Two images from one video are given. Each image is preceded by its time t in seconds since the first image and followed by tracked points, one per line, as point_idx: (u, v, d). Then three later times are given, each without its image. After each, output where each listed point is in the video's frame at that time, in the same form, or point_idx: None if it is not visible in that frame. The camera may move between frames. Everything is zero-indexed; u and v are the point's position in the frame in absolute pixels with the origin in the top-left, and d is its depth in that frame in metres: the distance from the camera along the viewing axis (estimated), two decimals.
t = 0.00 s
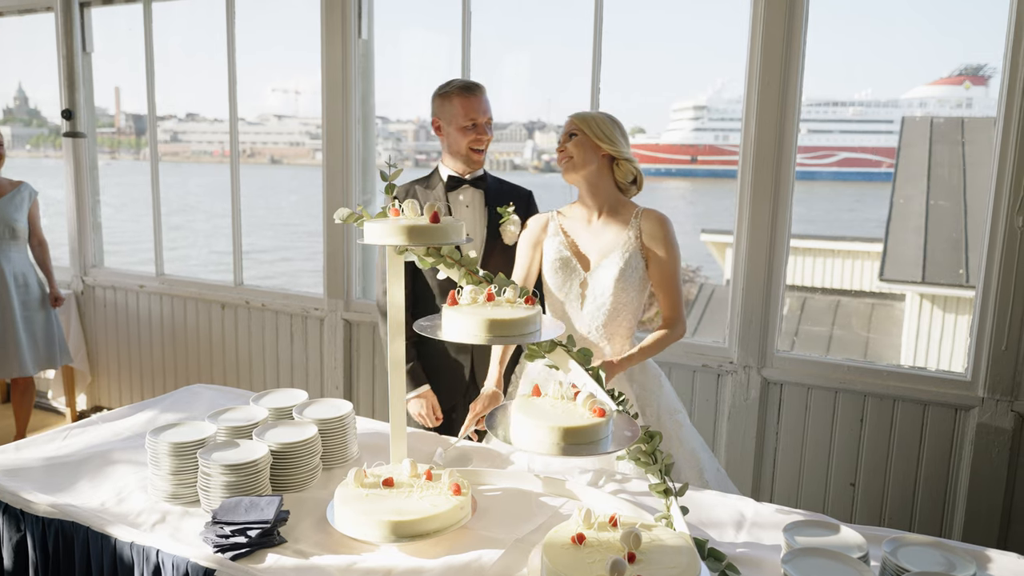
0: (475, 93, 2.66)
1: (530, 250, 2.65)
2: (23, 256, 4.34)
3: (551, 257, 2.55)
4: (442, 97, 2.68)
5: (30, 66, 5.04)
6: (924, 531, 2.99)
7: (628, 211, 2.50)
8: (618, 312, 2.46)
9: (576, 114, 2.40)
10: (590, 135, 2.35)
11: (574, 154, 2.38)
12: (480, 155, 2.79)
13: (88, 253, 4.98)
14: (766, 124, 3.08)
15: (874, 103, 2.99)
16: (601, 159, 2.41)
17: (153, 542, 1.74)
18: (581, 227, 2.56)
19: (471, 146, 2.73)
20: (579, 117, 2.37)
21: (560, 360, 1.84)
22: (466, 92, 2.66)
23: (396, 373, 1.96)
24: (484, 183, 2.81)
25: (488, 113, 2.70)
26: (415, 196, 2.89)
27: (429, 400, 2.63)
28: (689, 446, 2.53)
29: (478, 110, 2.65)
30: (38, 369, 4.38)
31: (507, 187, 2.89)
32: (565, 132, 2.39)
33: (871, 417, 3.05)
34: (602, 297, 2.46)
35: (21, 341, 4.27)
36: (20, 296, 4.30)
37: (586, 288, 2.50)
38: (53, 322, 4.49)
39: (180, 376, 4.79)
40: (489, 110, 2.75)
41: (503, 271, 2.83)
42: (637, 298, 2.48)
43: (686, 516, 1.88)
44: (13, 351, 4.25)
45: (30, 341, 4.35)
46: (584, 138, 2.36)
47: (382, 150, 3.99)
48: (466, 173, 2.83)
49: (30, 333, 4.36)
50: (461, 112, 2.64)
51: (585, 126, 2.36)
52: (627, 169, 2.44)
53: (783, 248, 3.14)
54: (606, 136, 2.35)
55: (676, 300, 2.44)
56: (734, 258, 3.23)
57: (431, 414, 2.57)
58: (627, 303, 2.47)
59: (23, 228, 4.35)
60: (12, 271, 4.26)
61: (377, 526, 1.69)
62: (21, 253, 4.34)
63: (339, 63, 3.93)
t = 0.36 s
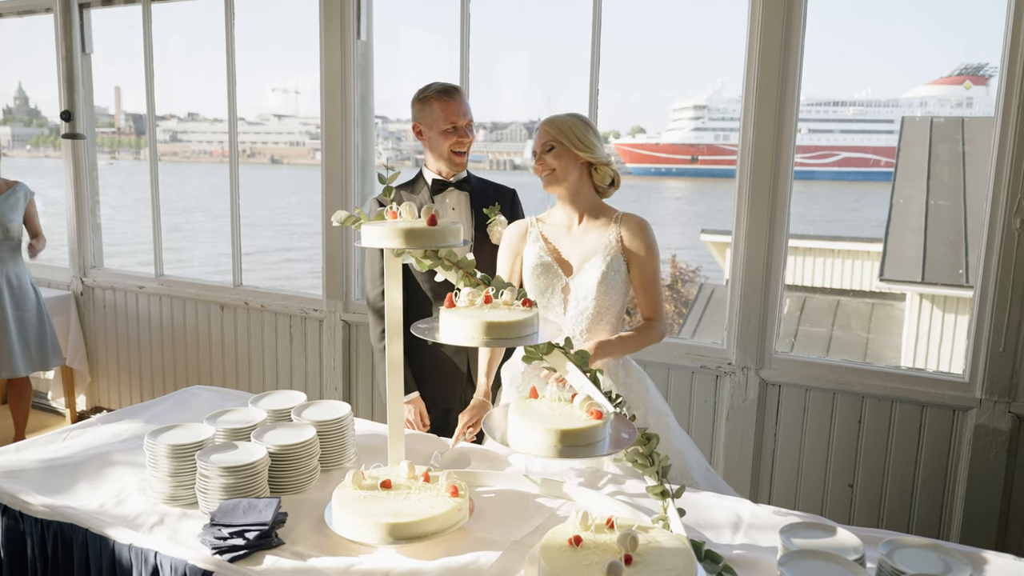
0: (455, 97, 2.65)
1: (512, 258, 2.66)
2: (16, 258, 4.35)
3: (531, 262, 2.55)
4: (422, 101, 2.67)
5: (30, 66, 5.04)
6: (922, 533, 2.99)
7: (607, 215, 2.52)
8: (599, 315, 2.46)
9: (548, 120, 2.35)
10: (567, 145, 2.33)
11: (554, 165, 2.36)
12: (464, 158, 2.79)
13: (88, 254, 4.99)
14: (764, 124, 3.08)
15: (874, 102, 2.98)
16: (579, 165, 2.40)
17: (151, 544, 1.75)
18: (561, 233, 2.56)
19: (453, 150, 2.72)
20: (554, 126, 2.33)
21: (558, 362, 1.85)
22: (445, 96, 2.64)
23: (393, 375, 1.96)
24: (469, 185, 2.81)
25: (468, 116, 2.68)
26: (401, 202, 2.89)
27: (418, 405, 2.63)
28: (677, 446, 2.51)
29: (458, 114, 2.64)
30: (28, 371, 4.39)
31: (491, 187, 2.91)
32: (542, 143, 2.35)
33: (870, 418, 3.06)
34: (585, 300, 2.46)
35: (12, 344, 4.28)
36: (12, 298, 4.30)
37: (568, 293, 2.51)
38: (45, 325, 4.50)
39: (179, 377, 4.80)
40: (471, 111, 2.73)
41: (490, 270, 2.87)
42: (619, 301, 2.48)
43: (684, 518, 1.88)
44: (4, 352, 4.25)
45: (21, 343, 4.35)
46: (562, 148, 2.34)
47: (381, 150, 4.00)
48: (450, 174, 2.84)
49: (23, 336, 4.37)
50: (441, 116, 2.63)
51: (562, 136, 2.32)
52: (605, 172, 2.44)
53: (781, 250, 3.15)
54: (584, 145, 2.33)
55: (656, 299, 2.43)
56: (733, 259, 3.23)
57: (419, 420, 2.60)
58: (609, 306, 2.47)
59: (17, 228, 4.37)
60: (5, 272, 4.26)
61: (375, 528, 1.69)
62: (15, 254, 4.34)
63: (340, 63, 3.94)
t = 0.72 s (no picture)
0: (454, 98, 2.68)
1: (504, 267, 2.66)
2: (7, 258, 4.35)
3: (524, 270, 2.56)
4: (424, 104, 2.73)
5: (30, 66, 5.06)
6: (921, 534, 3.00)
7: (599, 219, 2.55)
8: (596, 317, 2.46)
9: (545, 140, 2.31)
10: (567, 168, 2.35)
11: (556, 188, 2.38)
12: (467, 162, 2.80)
13: (89, 255, 5.01)
14: (764, 126, 3.10)
15: (874, 102, 2.98)
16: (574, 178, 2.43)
17: (155, 545, 1.76)
18: (552, 239, 2.59)
19: (454, 152, 2.74)
20: (552, 150, 2.32)
21: (558, 365, 1.87)
22: (445, 98, 2.68)
23: (395, 376, 1.98)
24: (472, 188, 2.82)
25: (469, 118, 2.70)
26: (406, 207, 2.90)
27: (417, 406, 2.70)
28: (676, 450, 2.50)
29: (457, 116, 2.67)
30: (18, 371, 4.40)
31: (497, 191, 2.90)
32: (541, 167, 2.35)
33: (869, 420, 3.07)
34: (580, 303, 2.47)
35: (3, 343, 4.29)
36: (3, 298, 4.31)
37: (563, 297, 2.52)
38: (37, 325, 4.51)
39: (180, 378, 4.82)
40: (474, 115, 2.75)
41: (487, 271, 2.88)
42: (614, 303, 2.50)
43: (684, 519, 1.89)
44: None
45: (12, 343, 4.37)
46: (563, 171, 2.36)
47: (382, 150, 4.01)
48: (455, 178, 2.84)
49: (14, 336, 4.38)
50: (441, 117, 2.67)
51: (562, 161, 2.33)
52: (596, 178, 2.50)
53: (781, 251, 3.16)
54: (582, 163, 2.36)
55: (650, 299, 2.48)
56: (733, 260, 3.24)
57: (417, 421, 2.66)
58: (604, 308, 2.48)
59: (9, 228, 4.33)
60: None
61: (377, 530, 1.70)
62: (8, 255, 4.36)
63: (340, 63, 3.95)
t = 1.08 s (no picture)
0: (465, 100, 2.69)
1: (512, 269, 2.66)
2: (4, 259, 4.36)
3: (535, 272, 2.56)
4: (436, 106, 2.75)
5: (29, 65, 5.06)
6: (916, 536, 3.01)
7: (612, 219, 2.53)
8: (608, 319, 2.47)
9: (565, 138, 2.27)
10: (585, 168, 2.31)
11: (574, 187, 2.34)
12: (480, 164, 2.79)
13: (87, 255, 5.01)
14: (760, 127, 3.10)
15: (874, 102, 2.99)
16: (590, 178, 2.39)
17: (151, 546, 1.77)
18: (562, 240, 2.58)
19: (467, 154, 2.74)
20: (573, 148, 2.27)
21: (554, 366, 1.86)
22: (457, 100, 2.70)
23: (391, 378, 1.98)
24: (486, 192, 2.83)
25: (480, 120, 2.70)
26: (420, 209, 2.91)
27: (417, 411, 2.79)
28: (685, 454, 2.51)
29: (468, 117, 2.68)
30: (15, 371, 4.42)
31: (511, 192, 2.90)
32: (560, 165, 2.30)
33: (864, 421, 3.07)
34: (592, 305, 2.47)
35: None
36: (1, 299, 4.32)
37: (575, 300, 2.52)
38: (34, 326, 4.53)
39: (178, 379, 4.82)
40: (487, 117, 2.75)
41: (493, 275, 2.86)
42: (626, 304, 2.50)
43: (678, 521, 1.90)
44: None
45: (10, 344, 4.38)
46: (581, 170, 2.32)
47: (382, 149, 4.01)
48: (468, 181, 2.85)
49: (12, 336, 4.39)
50: (452, 118, 2.68)
51: (581, 160, 2.28)
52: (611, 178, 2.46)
53: (777, 252, 3.16)
54: (600, 162, 2.32)
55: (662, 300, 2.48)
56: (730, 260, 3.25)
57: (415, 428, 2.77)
58: (617, 310, 2.48)
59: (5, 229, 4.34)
60: None
61: (371, 531, 1.71)
62: (4, 255, 4.36)
63: (339, 64, 3.96)
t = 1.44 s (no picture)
0: (456, 103, 2.67)
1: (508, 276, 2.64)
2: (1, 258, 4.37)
3: (530, 282, 2.56)
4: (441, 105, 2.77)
5: (28, 65, 5.07)
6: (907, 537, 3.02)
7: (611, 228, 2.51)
8: (602, 329, 2.49)
9: (603, 157, 2.18)
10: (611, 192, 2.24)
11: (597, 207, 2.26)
12: (475, 167, 2.76)
13: (84, 256, 5.03)
14: (751, 128, 3.11)
15: (874, 102, 2.99)
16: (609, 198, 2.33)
17: (140, 545, 1.78)
18: (558, 249, 2.57)
19: (458, 156, 2.73)
20: (609, 169, 2.19)
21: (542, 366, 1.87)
22: (452, 101, 2.69)
23: (381, 377, 1.99)
24: (489, 195, 2.81)
25: (469, 124, 2.65)
26: (422, 210, 2.89)
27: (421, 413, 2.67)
28: (686, 457, 2.52)
29: (457, 121, 2.65)
30: (12, 371, 4.43)
31: (516, 196, 2.87)
32: (591, 182, 2.21)
33: (855, 421, 3.08)
34: (585, 317, 2.48)
35: None
36: None
37: (568, 311, 2.52)
38: (31, 325, 4.54)
39: (173, 379, 4.84)
40: (482, 120, 2.68)
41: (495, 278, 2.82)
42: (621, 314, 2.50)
43: (666, 520, 1.91)
44: None
45: (6, 343, 4.39)
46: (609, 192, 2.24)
47: (381, 149, 4.00)
48: (471, 183, 2.83)
49: (9, 336, 4.41)
50: (444, 120, 2.69)
51: (612, 183, 2.22)
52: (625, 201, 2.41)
53: (768, 253, 3.17)
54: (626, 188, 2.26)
55: (660, 309, 2.45)
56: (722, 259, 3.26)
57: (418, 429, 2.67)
58: (610, 320, 2.49)
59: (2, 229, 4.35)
60: None
61: (360, 530, 1.72)
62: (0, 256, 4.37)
63: (335, 64, 3.97)
